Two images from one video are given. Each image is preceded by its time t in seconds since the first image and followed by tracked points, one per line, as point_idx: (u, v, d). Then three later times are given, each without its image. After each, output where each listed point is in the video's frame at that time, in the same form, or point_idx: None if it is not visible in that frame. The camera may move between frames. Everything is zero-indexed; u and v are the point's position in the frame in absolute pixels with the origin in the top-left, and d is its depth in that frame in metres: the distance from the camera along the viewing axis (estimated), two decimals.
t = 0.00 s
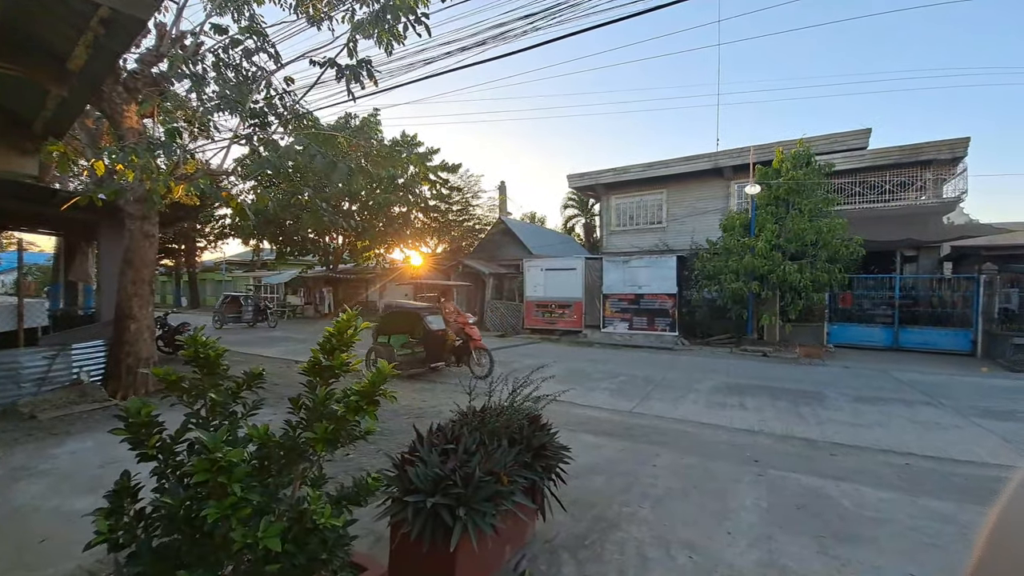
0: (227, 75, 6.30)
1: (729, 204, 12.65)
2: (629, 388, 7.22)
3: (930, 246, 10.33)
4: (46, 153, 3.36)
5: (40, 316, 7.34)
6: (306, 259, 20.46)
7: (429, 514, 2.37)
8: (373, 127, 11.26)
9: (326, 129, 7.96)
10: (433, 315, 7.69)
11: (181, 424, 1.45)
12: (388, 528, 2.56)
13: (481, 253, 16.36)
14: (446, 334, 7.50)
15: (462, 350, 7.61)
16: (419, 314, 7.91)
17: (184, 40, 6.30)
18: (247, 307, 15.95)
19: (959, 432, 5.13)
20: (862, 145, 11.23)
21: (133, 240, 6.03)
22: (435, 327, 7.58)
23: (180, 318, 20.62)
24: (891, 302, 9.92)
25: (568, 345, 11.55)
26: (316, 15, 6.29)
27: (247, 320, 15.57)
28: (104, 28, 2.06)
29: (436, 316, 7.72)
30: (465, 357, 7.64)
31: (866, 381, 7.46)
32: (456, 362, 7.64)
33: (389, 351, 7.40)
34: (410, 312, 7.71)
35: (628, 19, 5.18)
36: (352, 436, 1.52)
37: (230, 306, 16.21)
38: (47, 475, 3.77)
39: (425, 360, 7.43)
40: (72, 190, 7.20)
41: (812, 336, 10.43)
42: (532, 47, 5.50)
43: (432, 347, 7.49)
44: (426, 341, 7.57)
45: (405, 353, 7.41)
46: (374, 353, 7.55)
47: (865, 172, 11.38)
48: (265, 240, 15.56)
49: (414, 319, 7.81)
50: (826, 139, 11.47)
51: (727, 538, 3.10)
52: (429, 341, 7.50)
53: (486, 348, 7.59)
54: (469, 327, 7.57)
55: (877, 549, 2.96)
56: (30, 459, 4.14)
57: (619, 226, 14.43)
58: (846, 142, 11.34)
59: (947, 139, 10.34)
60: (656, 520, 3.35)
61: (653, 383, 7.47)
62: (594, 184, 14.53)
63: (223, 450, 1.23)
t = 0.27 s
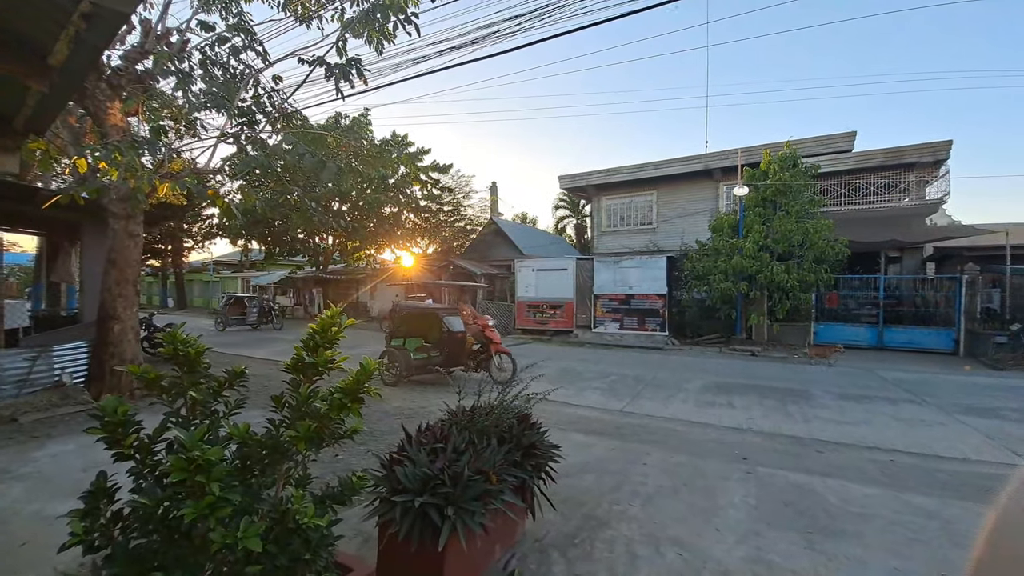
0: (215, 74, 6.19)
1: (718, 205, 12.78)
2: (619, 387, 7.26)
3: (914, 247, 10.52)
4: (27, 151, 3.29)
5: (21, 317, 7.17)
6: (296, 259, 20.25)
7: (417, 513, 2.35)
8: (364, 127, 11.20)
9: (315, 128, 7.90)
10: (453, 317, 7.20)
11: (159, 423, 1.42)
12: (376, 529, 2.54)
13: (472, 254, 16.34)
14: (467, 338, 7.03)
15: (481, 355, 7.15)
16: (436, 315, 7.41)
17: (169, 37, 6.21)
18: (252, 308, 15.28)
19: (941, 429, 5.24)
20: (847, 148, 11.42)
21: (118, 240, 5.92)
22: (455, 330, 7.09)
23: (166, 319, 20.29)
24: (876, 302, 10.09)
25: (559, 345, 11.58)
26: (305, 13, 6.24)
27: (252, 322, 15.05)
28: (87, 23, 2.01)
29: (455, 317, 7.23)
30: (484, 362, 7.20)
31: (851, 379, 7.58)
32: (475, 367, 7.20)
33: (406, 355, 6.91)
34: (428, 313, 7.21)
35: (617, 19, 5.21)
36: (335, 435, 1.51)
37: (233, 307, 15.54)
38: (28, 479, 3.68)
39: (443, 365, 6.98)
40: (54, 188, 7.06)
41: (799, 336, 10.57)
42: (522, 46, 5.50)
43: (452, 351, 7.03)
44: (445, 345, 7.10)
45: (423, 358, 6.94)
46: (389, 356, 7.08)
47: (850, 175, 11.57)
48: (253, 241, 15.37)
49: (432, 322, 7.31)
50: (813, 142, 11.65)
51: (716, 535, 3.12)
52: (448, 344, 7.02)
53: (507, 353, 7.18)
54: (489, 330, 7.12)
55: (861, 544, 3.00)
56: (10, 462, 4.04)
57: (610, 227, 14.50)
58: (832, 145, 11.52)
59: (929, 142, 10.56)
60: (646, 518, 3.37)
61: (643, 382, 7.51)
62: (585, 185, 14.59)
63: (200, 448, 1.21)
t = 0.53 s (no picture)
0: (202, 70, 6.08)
1: (710, 204, 12.87)
2: (613, 385, 7.29)
3: (901, 245, 10.68)
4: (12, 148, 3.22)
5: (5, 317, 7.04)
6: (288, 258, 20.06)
7: (411, 512, 2.34)
8: (356, 124, 11.11)
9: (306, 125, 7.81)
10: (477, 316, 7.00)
11: (147, 424, 1.40)
12: (370, 528, 2.53)
13: (466, 252, 16.31)
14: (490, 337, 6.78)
15: (503, 356, 6.84)
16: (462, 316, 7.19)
17: (157, 31, 6.10)
18: (260, 308, 14.84)
19: (927, 424, 5.33)
20: (836, 147, 11.55)
21: (105, 238, 5.81)
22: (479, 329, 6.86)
23: (155, 318, 20.00)
24: (864, 300, 10.23)
25: (553, 344, 11.60)
26: (295, 8, 6.16)
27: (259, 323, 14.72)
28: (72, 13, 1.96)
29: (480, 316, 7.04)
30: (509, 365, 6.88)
31: (840, 375, 7.68)
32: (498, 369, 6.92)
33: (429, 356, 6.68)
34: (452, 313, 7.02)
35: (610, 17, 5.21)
36: (327, 434, 1.49)
37: (241, 308, 15.09)
38: (14, 481, 3.61)
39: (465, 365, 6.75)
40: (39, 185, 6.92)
41: (789, 333, 10.69)
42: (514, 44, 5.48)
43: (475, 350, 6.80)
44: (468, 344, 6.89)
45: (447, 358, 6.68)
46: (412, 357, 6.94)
47: (839, 174, 11.71)
48: (244, 239, 15.19)
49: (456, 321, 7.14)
50: (803, 141, 11.76)
51: (708, 530, 3.15)
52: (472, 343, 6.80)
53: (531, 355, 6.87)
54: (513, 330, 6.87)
55: (851, 538, 3.04)
56: None
57: (603, 225, 14.54)
58: (821, 144, 11.65)
59: (916, 142, 10.71)
60: (639, 514, 3.39)
61: (636, 380, 7.55)
62: (579, 184, 14.61)
63: (191, 449, 1.19)
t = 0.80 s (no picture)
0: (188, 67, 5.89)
1: (698, 206, 13.03)
2: (602, 385, 7.36)
3: (883, 248, 10.93)
4: None
5: None
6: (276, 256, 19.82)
7: (401, 514, 2.35)
8: (346, 122, 11.02)
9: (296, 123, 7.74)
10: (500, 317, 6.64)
11: (136, 429, 1.40)
12: (360, 530, 2.53)
13: (456, 252, 16.29)
14: (514, 340, 6.43)
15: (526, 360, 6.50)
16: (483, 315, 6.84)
17: (144, 26, 5.99)
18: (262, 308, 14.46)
19: (906, 424, 5.48)
20: (821, 152, 11.78)
21: (88, 235, 5.70)
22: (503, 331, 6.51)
23: (138, 317, 19.61)
24: (847, 301, 10.45)
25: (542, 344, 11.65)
26: (286, 5, 6.09)
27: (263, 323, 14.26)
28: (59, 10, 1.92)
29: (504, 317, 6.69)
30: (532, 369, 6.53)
31: (823, 376, 7.85)
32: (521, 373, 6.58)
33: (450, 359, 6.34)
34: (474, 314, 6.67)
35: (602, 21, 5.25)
36: (319, 437, 1.50)
37: (243, 308, 14.79)
38: None
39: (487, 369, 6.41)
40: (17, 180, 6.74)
41: (774, 334, 10.88)
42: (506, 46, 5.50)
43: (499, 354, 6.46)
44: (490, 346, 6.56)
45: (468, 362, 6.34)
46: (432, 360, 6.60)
47: (824, 178, 11.94)
48: (231, 237, 14.97)
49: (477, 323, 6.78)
50: (789, 145, 11.97)
51: (694, 529, 3.21)
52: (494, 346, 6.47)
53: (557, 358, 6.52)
54: (537, 333, 6.51)
55: (832, 535, 3.12)
56: None
57: (593, 226, 14.63)
58: (807, 148, 11.87)
59: (898, 148, 10.97)
60: (627, 514, 3.43)
61: (625, 380, 7.62)
62: (569, 185, 14.68)
63: (181, 454, 1.19)
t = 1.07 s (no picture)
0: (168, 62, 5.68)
1: (684, 204, 13.18)
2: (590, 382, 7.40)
3: (863, 245, 11.17)
4: None
5: None
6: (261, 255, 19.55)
7: (386, 513, 2.34)
8: (332, 119, 10.90)
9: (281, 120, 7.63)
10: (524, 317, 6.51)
11: (109, 430, 1.37)
12: (345, 530, 2.52)
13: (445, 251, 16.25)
14: (540, 340, 6.31)
15: (551, 361, 6.40)
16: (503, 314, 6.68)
17: (122, 20, 5.84)
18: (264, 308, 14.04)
19: (885, 416, 5.62)
20: (803, 151, 12.00)
21: (64, 234, 5.55)
22: (528, 331, 6.38)
23: (118, 318, 19.16)
24: (829, 297, 10.66)
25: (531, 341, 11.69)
26: None
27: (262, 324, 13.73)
28: (33, 5, 1.86)
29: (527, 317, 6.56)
30: (556, 370, 6.43)
31: (805, 370, 8.01)
32: (545, 374, 6.48)
33: (475, 360, 6.15)
34: (497, 313, 6.51)
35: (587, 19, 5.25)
36: (298, 437, 1.49)
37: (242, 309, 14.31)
38: None
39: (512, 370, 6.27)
40: None
41: (758, 330, 11.08)
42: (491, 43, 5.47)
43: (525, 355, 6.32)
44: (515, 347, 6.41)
45: (493, 362, 6.18)
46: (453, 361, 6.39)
47: (806, 176, 12.16)
48: (214, 236, 14.71)
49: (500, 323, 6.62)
50: (772, 144, 12.17)
51: (679, 522, 3.25)
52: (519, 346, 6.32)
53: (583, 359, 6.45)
54: (562, 333, 6.44)
55: (812, 526, 3.19)
56: None
57: (580, 224, 14.70)
58: (789, 147, 12.08)
59: (878, 147, 11.21)
60: (613, 509, 3.47)
61: (612, 377, 7.69)
62: (557, 183, 14.71)
63: (154, 455, 1.17)
